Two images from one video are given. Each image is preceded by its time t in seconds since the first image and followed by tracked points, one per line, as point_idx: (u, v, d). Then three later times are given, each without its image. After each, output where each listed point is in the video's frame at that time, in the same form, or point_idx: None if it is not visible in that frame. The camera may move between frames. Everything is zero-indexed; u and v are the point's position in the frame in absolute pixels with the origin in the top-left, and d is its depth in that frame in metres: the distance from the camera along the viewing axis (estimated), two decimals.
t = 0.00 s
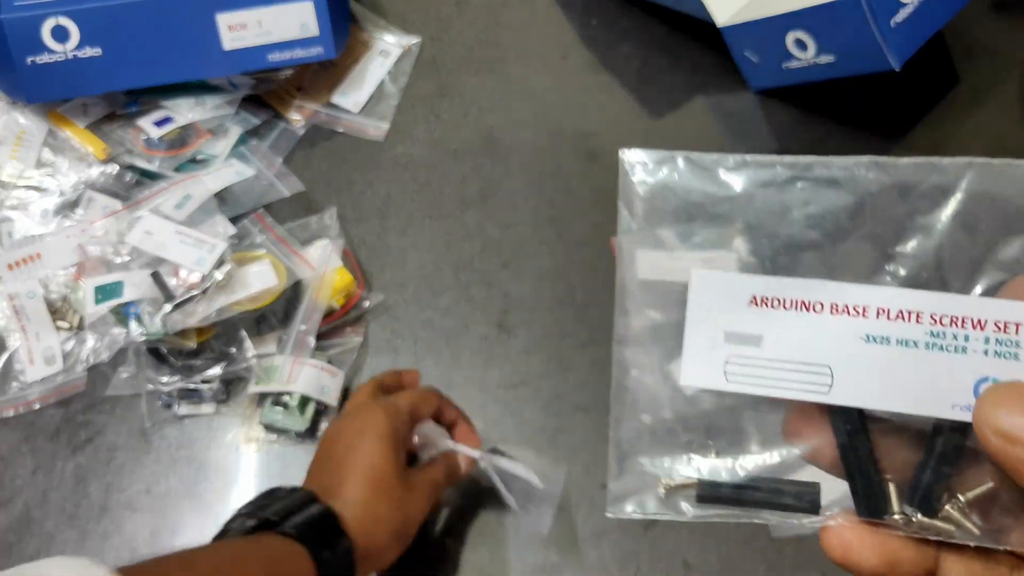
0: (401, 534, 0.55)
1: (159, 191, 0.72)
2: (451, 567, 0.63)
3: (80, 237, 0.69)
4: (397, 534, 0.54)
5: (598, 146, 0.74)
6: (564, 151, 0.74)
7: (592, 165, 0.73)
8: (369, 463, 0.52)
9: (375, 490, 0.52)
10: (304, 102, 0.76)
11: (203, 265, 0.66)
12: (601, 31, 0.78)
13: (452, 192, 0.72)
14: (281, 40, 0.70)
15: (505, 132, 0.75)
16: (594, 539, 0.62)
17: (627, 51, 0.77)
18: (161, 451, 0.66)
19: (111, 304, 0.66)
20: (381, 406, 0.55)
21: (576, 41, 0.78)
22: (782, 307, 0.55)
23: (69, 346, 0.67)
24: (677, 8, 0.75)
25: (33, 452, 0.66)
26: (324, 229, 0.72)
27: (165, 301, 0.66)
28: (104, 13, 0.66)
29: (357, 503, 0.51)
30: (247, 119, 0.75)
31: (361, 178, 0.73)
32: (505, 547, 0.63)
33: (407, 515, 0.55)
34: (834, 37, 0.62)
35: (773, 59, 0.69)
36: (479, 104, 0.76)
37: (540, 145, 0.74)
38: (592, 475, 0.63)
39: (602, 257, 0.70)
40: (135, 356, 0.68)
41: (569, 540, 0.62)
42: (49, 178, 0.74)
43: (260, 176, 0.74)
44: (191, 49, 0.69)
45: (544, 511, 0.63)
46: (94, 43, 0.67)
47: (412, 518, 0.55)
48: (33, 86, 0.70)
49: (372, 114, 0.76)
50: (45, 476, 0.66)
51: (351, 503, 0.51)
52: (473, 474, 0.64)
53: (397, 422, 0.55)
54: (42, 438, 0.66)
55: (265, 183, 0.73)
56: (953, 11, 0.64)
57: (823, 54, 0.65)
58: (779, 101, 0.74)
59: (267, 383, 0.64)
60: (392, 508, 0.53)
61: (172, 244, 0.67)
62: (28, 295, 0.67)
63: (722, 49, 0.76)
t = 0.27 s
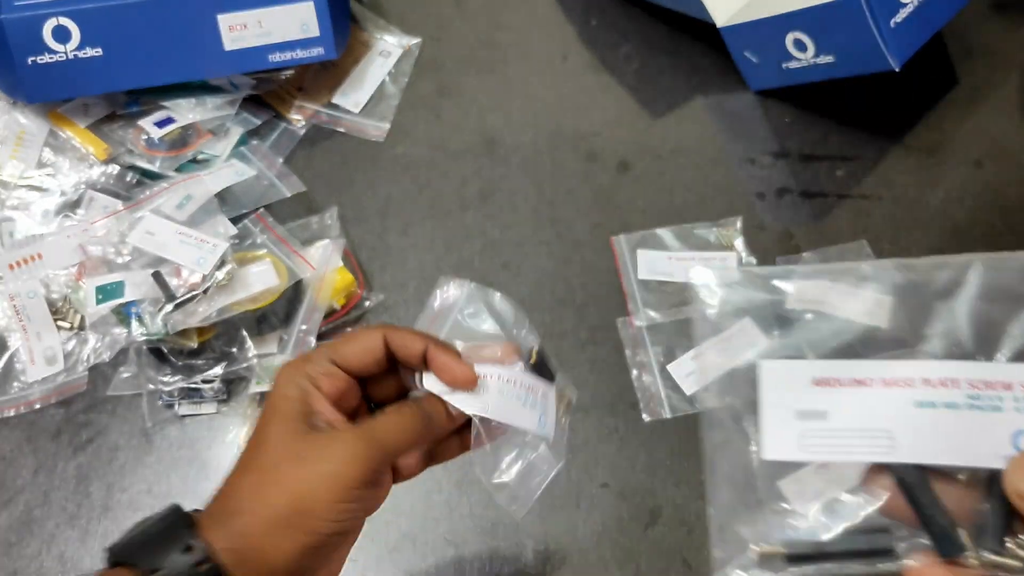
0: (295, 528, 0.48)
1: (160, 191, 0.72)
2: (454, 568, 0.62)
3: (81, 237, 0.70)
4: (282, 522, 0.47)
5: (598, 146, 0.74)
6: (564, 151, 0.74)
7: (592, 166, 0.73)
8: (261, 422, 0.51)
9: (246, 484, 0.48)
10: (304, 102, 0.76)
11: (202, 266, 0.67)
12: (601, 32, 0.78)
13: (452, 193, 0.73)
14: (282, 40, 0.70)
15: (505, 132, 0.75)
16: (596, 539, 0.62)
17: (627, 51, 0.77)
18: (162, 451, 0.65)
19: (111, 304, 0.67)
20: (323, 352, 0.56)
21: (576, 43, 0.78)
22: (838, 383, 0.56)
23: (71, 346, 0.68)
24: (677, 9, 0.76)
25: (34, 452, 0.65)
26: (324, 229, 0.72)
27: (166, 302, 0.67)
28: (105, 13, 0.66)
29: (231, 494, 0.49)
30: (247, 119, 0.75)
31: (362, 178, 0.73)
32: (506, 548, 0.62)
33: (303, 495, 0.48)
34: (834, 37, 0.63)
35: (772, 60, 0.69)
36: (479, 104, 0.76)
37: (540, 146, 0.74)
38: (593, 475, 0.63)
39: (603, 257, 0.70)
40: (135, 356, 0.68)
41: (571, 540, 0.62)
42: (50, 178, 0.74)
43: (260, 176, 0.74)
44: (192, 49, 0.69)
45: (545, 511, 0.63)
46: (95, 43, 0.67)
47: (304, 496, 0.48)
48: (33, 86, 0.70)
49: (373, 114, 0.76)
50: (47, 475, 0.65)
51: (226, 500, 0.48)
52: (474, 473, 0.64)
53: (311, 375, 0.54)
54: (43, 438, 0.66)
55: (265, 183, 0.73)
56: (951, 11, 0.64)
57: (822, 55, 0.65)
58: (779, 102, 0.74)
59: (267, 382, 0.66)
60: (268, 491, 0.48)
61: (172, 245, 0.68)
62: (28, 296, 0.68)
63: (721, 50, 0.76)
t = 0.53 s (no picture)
0: (128, 507, 0.41)
1: (159, 190, 0.73)
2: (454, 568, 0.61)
3: (81, 237, 0.71)
4: (127, 488, 0.41)
5: (598, 146, 0.74)
6: (564, 151, 0.74)
7: (592, 165, 0.73)
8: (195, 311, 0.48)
9: (151, 396, 0.43)
10: (304, 102, 0.76)
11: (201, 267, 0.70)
12: (601, 33, 0.78)
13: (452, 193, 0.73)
14: (281, 40, 0.70)
15: (505, 133, 0.75)
16: (597, 539, 0.61)
17: (627, 52, 0.77)
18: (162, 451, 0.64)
19: (112, 304, 0.68)
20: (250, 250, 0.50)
21: (576, 44, 0.78)
22: (980, 444, 0.60)
23: (70, 345, 0.68)
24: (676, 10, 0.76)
25: (34, 452, 0.64)
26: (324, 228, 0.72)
27: (166, 301, 0.69)
28: (105, 13, 0.66)
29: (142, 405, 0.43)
30: (247, 119, 0.75)
31: (362, 178, 0.73)
32: (508, 549, 0.61)
33: (185, 443, 0.40)
34: (834, 36, 0.63)
35: (772, 60, 0.69)
36: (479, 104, 0.76)
37: (540, 146, 0.74)
38: (594, 476, 0.63)
39: (603, 257, 0.70)
40: (136, 356, 0.67)
41: (571, 541, 0.62)
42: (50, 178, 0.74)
43: (260, 176, 0.73)
44: (192, 49, 0.69)
45: (546, 512, 0.62)
46: (94, 43, 0.67)
47: (157, 464, 0.41)
48: (33, 86, 0.70)
49: (373, 114, 0.76)
50: (48, 472, 0.63)
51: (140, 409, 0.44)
52: (473, 473, 0.64)
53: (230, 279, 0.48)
54: (43, 438, 0.64)
55: (264, 183, 0.73)
56: (950, 12, 0.64)
57: (822, 55, 0.65)
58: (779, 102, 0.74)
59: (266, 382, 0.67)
60: (151, 418, 0.41)
61: (173, 245, 0.71)
62: (27, 296, 0.68)
63: (720, 51, 0.76)
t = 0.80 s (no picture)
0: (135, 496, 0.40)
1: (158, 191, 0.73)
2: (453, 568, 0.61)
3: (81, 237, 0.71)
4: (136, 478, 0.40)
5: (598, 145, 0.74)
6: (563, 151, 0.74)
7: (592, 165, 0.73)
8: (191, 266, 0.44)
9: (161, 378, 0.40)
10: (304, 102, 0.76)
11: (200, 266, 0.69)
12: (600, 33, 0.78)
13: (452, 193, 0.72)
14: (281, 40, 0.70)
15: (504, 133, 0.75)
16: (596, 540, 0.61)
17: (627, 51, 0.77)
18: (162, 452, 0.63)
19: (111, 304, 0.68)
20: (238, 150, 0.51)
21: (575, 44, 0.78)
22: None
23: (70, 345, 0.67)
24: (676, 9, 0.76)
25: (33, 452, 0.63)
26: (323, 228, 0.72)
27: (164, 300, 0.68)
28: (104, 13, 0.66)
29: (145, 385, 0.40)
30: (247, 118, 0.75)
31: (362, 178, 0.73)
32: (508, 549, 0.61)
33: (200, 432, 0.39)
34: (834, 36, 0.63)
35: (773, 60, 0.69)
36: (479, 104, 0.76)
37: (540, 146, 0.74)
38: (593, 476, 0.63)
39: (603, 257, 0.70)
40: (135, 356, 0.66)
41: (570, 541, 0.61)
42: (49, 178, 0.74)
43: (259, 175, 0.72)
44: (192, 48, 0.69)
45: (545, 512, 0.62)
46: (94, 42, 0.67)
47: (172, 456, 0.40)
48: (33, 86, 0.70)
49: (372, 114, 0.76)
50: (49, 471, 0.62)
51: (139, 386, 0.41)
52: (473, 474, 0.64)
53: (221, 184, 0.49)
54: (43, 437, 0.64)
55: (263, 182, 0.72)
56: (951, 12, 0.64)
57: (822, 54, 0.65)
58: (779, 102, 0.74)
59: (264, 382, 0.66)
60: (169, 409, 0.39)
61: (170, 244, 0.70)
62: (26, 296, 0.68)
63: (721, 50, 0.76)
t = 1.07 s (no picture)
0: (190, 512, 0.38)
1: (158, 190, 0.73)
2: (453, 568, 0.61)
3: (80, 237, 0.71)
4: (198, 490, 0.38)
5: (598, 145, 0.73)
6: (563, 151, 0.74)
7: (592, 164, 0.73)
8: (260, 265, 0.44)
9: (231, 384, 0.39)
10: (303, 102, 0.76)
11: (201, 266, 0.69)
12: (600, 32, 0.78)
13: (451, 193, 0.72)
14: (281, 40, 0.70)
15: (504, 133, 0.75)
16: (596, 540, 0.61)
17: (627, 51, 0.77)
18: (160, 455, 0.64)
19: (110, 304, 0.68)
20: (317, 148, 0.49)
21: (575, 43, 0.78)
22: None
23: (69, 346, 0.68)
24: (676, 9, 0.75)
25: (33, 452, 0.64)
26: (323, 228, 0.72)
27: (165, 301, 0.68)
28: (104, 12, 0.66)
29: (211, 390, 0.39)
30: (246, 118, 0.75)
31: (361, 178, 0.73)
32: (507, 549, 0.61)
33: (269, 443, 0.37)
34: (835, 36, 0.62)
35: (773, 60, 0.69)
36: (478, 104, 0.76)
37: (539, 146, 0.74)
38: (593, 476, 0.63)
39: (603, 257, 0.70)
40: (134, 357, 0.67)
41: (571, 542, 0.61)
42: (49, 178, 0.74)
43: (260, 176, 0.73)
44: (192, 48, 0.69)
45: (545, 513, 0.62)
46: (94, 42, 0.67)
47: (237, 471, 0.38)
48: (33, 86, 0.70)
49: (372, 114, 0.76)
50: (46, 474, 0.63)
51: (204, 391, 0.39)
52: (473, 473, 0.64)
53: (299, 182, 0.48)
54: (42, 437, 0.64)
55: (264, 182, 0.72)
56: (951, 12, 0.64)
57: (823, 54, 0.65)
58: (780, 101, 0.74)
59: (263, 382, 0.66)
60: (236, 415, 0.38)
61: (171, 245, 0.70)
62: (26, 295, 0.68)
63: (721, 50, 0.76)
